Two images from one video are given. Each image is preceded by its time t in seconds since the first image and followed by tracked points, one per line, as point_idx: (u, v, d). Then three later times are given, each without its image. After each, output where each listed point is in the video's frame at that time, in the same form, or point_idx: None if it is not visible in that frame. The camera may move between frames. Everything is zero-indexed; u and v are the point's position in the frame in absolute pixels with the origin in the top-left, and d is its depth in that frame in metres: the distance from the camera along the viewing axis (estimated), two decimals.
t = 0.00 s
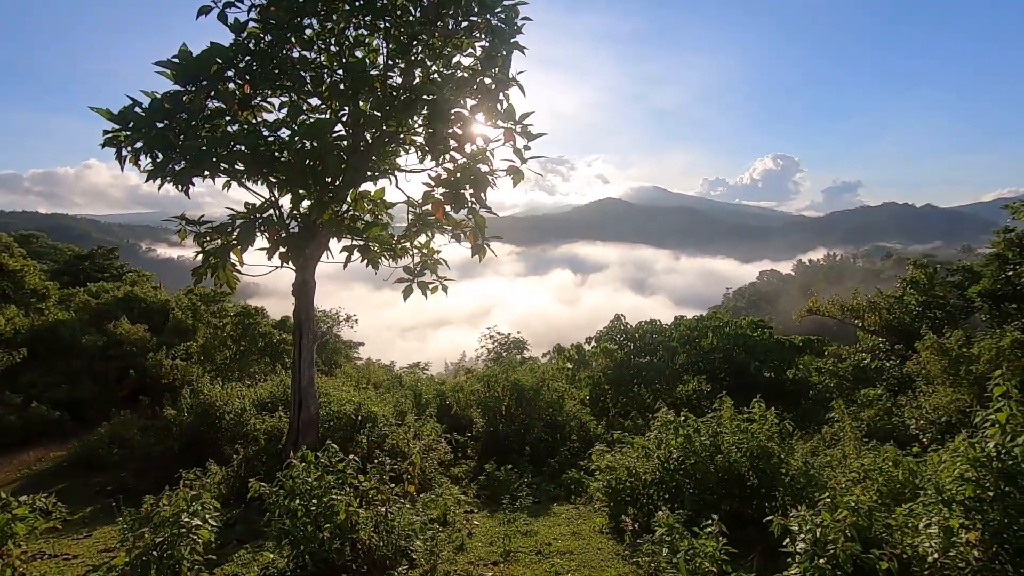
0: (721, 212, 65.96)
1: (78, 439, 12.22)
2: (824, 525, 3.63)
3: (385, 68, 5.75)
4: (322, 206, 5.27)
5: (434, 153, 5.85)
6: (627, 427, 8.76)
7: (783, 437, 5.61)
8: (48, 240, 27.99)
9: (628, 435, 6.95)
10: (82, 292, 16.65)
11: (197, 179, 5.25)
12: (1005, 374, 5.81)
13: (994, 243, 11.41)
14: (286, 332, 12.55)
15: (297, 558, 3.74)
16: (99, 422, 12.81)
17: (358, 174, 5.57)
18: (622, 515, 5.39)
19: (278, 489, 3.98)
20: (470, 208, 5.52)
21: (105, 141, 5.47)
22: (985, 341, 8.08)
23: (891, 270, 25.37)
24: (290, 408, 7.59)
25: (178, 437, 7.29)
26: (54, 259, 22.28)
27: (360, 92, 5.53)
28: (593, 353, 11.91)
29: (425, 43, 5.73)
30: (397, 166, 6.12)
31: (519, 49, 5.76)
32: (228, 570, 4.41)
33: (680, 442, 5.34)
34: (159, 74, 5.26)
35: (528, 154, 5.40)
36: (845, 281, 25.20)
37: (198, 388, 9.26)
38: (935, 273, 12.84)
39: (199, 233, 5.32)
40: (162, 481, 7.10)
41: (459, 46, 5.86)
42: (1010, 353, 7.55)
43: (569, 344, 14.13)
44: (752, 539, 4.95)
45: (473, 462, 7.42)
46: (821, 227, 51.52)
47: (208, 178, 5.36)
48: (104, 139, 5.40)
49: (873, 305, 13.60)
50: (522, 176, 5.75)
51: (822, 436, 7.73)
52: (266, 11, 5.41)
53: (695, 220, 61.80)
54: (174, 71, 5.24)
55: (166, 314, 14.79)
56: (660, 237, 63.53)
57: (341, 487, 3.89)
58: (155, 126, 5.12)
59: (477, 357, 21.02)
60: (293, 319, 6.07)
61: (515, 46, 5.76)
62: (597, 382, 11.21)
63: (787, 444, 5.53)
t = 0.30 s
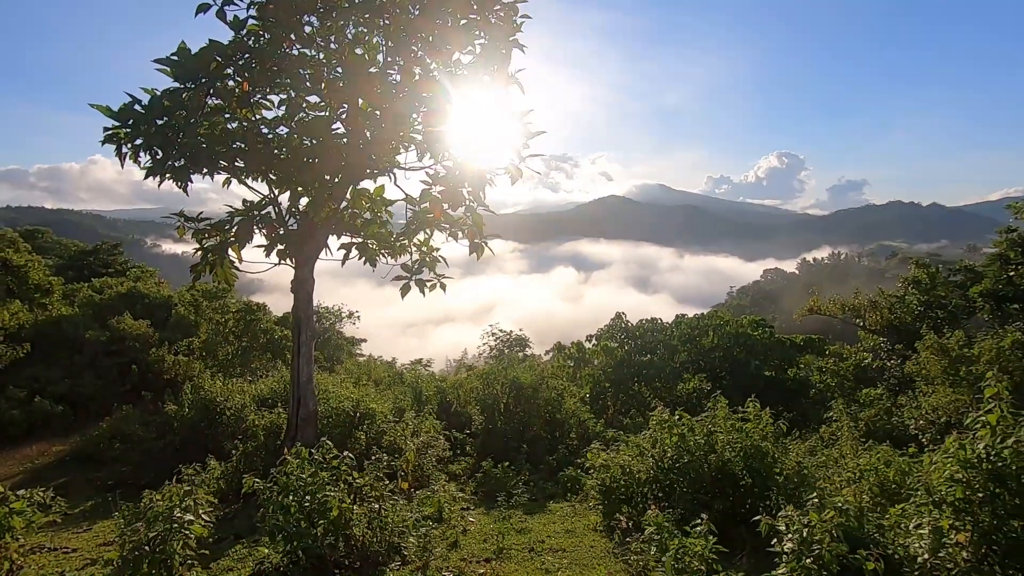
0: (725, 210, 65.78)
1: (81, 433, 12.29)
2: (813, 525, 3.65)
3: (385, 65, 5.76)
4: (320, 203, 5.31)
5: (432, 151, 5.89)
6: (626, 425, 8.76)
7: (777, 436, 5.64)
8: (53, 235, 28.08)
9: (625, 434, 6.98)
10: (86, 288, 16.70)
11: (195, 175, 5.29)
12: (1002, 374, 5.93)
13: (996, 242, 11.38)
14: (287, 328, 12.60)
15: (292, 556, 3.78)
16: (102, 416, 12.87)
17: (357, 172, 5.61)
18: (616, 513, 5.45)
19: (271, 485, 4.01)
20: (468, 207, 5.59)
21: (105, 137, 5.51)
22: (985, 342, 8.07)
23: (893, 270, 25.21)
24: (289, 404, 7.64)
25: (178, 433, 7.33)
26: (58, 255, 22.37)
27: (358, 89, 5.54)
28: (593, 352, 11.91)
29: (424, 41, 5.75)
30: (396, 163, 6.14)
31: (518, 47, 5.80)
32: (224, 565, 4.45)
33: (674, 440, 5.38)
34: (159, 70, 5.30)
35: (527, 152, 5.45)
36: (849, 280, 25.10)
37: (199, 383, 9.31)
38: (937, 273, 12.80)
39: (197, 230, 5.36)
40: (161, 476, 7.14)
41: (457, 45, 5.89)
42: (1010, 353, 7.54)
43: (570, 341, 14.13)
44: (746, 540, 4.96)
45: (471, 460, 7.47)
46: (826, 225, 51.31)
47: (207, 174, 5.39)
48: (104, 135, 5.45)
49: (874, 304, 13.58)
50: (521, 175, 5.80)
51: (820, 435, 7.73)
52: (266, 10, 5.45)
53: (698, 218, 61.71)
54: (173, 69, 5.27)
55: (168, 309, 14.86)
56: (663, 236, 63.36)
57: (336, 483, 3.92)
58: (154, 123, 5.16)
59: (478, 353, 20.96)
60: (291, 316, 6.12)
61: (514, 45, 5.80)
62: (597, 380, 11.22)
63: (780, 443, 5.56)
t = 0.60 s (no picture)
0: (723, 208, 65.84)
1: (78, 434, 12.28)
2: (804, 523, 3.67)
3: (380, 65, 5.74)
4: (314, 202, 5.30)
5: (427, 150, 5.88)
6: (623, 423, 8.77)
7: (771, 434, 5.65)
8: (49, 235, 27.96)
9: (621, 432, 7.00)
10: (84, 288, 16.67)
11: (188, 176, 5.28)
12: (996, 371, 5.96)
13: (992, 240, 11.41)
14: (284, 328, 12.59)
15: (285, 556, 3.78)
16: (99, 417, 12.86)
17: (352, 172, 5.60)
18: (612, 512, 5.46)
19: (265, 485, 4.02)
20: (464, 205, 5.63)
21: (99, 138, 5.50)
22: (980, 339, 8.10)
23: (891, 267, 25.24)
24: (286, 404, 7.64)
25: (174, 433, 7.33)
26: (56, 256, 22.33)
27: (352, 87, 5.52)
28: (591, 350, 11.92)
29: (418, 40, 5.74)
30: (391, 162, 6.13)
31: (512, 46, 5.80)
32: (218, 565, 4.46)
33: (669, 438, 5.39)
34: (152, 70, 5.29)
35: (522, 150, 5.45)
36: (847, 278, 25.14)
37: (196, 383, 9.30)
38: (933, 271, 12.83)
39: (191, 230, 5.35)
40: (158, 476, 7.13)
41: (452, 44, 5.89)
42: (1005, 351, 7.57)
43: (568, 340, 14.14)
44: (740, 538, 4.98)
45: (468, 459, 7.47)
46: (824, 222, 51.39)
47: (201, 174, 5.38)
48: (98, 135, 5.44)
49: (871, 302, 13.61)
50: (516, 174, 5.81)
51: (816, 432, 7.75)
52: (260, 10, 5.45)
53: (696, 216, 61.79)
54: (166, 69, 5.26)
55: (166, 309, 14.84)
56: (662, 234, 63.41)
57: (330, 482, 3.93)
58: (148, 123, 5.15)
59: (476, 352, 20.98)
60: (286, 315, 6.12)
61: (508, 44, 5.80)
62: (595, 379, 11.23)
63: (774, 440, 5.58)
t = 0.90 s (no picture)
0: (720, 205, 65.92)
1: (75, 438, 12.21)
2: (801, 520, 3.67)
3: (373, 64, 5.72)
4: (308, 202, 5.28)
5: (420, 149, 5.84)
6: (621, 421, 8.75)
7: (769, 430, 5.65)
8: (45, 239, 27.88)
9: (619, 430, 6.99)
10: (79, 292, 16.61)
11: (181, 177, 5.25)
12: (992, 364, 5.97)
13: (988, 234, 11.43)
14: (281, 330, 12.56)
15: (281, 559, 3.76)
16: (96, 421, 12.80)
17: (345, 172, 5.58)
18: (610, 510, 5.45)
19: (260, 489, 4.00)
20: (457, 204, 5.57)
21: (90, 140, 5.47)
22: (977, 333, 8.11)
23: (888, 262, 25.29)
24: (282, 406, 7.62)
25: (170, 437, 7.30)
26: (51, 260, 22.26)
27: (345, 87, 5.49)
28: (589, 348, 11.92)
29: (411, 39, 5.71)
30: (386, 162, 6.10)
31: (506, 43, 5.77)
32: (214, 569, 4.44)
33: (666, 436, 5.38)
34: (143, 72, 5.27)
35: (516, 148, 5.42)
36: (844, 273, 25.17)
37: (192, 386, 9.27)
38: (930, 265, 12.85)
39: (184, 233, 5.33)
40: (155, 480, 7.10)
41: (445, 43, 5.86)
42: (1002, 344, 7.58)
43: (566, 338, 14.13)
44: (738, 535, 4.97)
45: (465, 459, 7.46)
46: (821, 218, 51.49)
47: (193, 176, 5.35)
48: (89, 138, 5.41)
49: (868, 297, 13.63)
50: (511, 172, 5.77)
51: (814, 428, 7.75)
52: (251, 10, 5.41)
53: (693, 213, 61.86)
54: (157, 70, 5.23)
55: (162, 312, 14.80)
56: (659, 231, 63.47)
57: (325, 484, 3.91)
58: (139, 125, 5.12)
59: (474, 352, 20.95)
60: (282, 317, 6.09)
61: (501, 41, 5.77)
62: (593, 377, 11.22)
63: (772, 436, 5.58)
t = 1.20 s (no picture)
0: (723, 203, 65.75)
1: (78, 438, 12.23)
2: (806, 521, 3.63)
3: (373, 62, 5.69)
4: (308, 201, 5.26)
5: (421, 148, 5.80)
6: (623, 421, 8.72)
7: (773, 429, 5.62)
8: (49, 240, 27.98)
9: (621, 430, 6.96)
10: (82, 292, 16.64)
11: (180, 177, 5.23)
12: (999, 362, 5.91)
13: (993, 230, 11.35)
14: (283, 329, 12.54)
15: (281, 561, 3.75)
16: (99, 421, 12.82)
17: (345, 171, 5.55)
18: (613, 510, 5.43)
19: (260, 490, 3.98)
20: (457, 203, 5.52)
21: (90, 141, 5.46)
22: (983, 330, 8.05)
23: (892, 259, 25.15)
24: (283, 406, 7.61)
25: (171, 437, 7.29)
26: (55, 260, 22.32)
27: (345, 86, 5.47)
28: (592, 347, 11.87)
29: (410, 37, 5.68)
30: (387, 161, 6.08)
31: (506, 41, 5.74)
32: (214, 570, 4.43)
33: (669, 436, 5.35)
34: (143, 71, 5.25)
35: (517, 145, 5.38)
36: (849, 271, 25.04)
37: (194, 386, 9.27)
38: (935, 262, 12.76)
39: (184, 233, 5.31)
40: (157, 480, 7.11)
41: (446, 41, 5.83)
42: (1009, 342, 7.52)
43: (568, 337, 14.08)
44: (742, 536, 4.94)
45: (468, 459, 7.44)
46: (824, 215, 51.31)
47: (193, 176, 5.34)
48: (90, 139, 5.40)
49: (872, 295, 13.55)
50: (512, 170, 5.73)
51: (819, 427, 7.70)
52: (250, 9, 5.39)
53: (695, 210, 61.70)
54: (156, 70, 5.21)
55: (165, 312, 14.81)
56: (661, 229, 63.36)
57: (327, 486, 3.89)
58: (138, 126, 5.11)
59: (477, 351, 20.92)
60: (283, 317, 6.08)
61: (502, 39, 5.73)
62: (596, 376, 11.18)
63: (776, 435, 5.55)
